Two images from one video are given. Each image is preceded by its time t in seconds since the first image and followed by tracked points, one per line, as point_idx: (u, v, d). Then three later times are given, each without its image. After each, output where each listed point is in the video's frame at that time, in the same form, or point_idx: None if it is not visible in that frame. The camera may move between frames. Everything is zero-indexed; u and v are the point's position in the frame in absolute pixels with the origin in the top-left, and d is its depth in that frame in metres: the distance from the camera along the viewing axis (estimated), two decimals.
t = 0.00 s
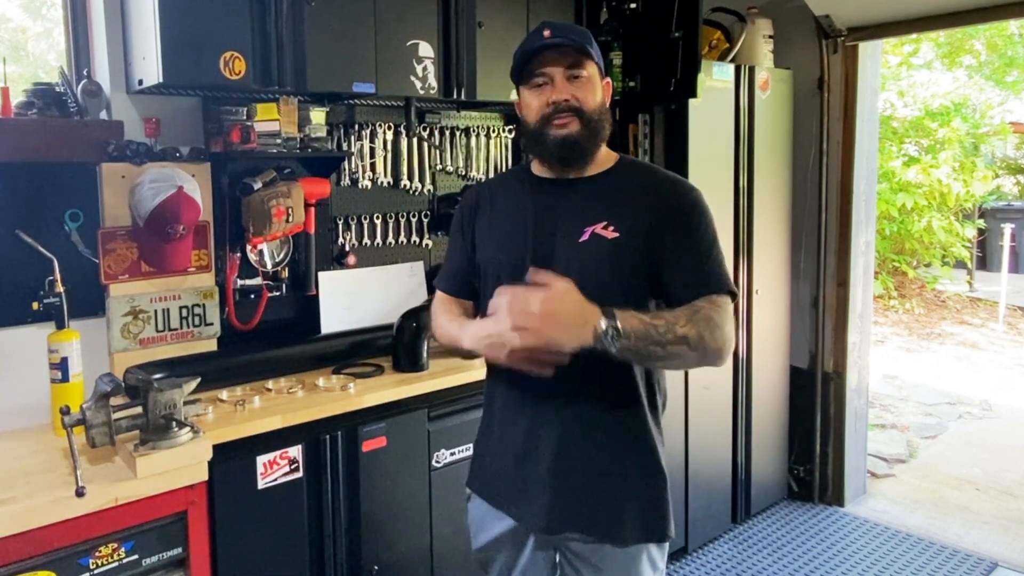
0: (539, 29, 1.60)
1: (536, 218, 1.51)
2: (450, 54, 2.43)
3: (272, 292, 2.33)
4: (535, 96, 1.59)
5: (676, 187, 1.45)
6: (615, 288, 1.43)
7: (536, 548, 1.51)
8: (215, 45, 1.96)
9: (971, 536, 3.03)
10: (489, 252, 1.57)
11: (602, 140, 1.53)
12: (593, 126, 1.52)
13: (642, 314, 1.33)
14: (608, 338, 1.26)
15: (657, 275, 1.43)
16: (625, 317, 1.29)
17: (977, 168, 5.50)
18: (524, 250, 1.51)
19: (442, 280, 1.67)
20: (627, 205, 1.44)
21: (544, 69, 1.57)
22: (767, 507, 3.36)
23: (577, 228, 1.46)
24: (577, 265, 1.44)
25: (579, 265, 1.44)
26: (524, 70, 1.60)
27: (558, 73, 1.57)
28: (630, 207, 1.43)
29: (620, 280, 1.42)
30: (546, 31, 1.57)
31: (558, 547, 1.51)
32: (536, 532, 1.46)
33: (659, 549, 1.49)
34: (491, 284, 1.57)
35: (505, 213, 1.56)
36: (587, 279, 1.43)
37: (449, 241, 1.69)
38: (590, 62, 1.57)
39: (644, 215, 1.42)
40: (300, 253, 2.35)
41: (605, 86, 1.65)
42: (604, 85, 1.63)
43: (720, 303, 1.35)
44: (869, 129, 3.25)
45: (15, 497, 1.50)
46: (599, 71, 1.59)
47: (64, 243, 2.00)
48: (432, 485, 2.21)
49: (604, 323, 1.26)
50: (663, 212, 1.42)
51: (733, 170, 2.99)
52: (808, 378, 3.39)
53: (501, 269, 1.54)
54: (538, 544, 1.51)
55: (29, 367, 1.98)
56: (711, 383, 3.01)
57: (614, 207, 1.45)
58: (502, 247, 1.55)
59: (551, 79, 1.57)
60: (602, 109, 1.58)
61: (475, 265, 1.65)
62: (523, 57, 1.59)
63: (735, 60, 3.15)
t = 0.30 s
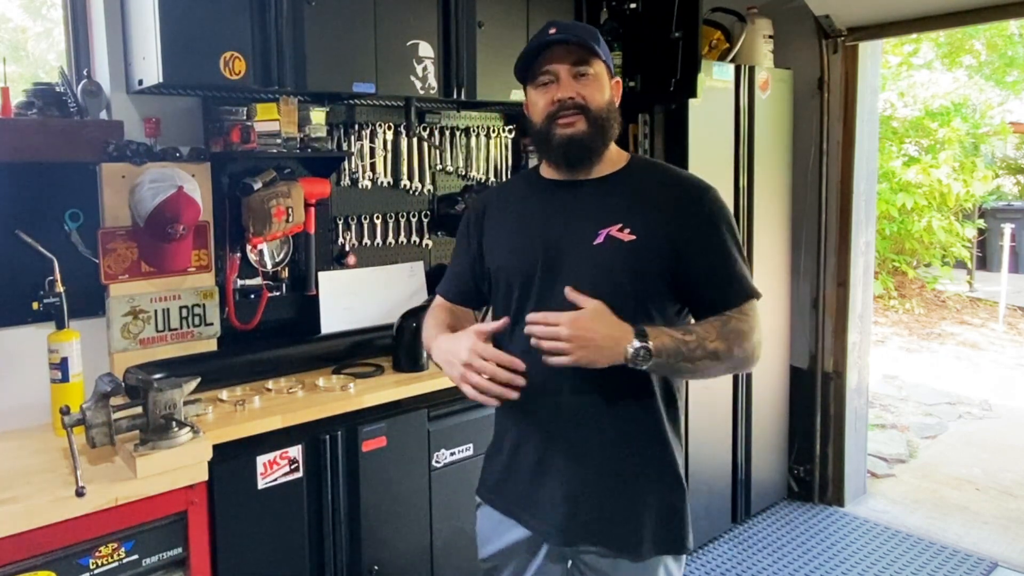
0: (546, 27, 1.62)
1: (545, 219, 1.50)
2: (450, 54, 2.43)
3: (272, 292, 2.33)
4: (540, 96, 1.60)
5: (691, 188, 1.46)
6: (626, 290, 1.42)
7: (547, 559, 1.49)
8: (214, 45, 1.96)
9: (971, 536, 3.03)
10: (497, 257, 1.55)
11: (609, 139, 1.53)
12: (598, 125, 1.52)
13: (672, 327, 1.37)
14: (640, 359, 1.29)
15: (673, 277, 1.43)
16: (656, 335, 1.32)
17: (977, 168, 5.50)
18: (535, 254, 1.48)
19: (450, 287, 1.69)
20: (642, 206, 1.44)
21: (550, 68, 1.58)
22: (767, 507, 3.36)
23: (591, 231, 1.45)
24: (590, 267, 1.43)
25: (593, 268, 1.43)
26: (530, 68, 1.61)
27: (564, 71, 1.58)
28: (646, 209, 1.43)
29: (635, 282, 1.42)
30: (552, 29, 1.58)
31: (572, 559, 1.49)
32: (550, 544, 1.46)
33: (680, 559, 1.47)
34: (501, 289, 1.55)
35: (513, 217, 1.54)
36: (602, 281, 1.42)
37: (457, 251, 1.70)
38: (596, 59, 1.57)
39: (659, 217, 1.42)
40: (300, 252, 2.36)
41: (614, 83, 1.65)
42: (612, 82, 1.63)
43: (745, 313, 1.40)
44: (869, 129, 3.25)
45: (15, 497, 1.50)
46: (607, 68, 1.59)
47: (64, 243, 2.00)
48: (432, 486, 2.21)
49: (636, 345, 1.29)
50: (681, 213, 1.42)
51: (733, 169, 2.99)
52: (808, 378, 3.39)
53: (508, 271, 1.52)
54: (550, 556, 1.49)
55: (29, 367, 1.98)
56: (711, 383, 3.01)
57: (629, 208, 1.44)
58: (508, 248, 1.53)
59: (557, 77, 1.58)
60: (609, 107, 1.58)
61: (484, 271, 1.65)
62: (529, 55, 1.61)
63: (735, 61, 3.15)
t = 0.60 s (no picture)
0: (573, 21, 1.60)
1: (554, 219, 1.49)
2: (450, 54, 2.43)
3: (272, 292, 2.33)
4: (559, 92, 1.59)
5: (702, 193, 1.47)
6: (637, 291, 1.40)
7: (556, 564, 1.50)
8: (214, 45, 1.96)
9: (971, 536, 3.03)
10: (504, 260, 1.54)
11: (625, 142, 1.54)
12: (617, 127, 1.52)
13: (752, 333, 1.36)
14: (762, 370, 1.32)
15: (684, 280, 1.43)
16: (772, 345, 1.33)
17: (977, 168, 5.50)
18: (543, 255, 1.47)
19: (459, 293, 1.68)
20: (655, 210, 1.44)
21: (573, 64, 1.57)
22: (767, 508, 3.36)
23: (603, 232, 1.45)
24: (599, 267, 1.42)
25: (607, 267, 1.42)
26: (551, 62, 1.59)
27: (588, 69, 1.57)
28: (661, 211, 1.44)
29: (645, 285, 1.41)
30: (580, 24, 1.56)
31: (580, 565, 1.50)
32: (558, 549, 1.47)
33: (690, 562, 1.48)
34: (507, 293, 1.53)
35: (523, 217, 1.54)
36: (615, 281, 1.41)
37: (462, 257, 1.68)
38: (620, 61, 1.57)
39: (674, 219, 1.43)
40: (301, 252, 2.35)
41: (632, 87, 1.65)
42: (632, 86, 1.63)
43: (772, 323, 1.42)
44: (869, 129, 3.25)
45: (15, 497, 1.50)
46: (629, 71, 1.59)
47: (64, 243, 2.00)
48: (432, 486, 2.21)
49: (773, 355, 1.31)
50: (697, 217, 1.43)
51: (733, 169, 2.99)
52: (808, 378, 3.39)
53: (513, 271, 1.50)
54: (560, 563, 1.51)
55: (28, 367, 1.98)
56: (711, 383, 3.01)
57: (641, 211, 1.45)
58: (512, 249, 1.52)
59: (580, 75, 1.57)
60: (627, 111, 1.58)
61: (489, 279, 1.63)
62: (554, 48, 1.58)
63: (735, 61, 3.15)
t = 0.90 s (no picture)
0: (592, 20, 1.59)
1: (554, 219, 1.50)
2: (450, 54, 2.43)
3: (272, 292, 2.33)
4: (571, 89, 1.58)
5: (703, 194, 1.46)
6: (639, 292, 1.42)
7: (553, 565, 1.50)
8: (214, 45, 1.96)
9: (971, 536, 3.03)
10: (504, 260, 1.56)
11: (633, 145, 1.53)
12: (626, 129, 1.52)
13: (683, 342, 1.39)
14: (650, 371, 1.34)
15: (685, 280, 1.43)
16: (665, 348, 1.36)
17: (977, 168, 5.50)
18: (544, 255, 1.49)
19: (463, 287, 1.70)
20: (654, 211, 1.44)
21: (587, 63, 1.57)
22: (767, 508, 3.36)
23: (603, 234, 1.45)
24: (598, 268, 1.43)
25: (604, 271, 1.43)
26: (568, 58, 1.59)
27: (602, 68, 1.56)
28: (660, 214, 1.44)
29: (645, 286, 1.41)
30: (598, 24, 1.56)
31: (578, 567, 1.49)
32: (556, 551, 1.46)
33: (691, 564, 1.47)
34: (509, 292, 1.55)
35: (523, 219, 1.54)
36: (612, 284, 1.42)
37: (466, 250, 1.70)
38: (635, 63, 1.56)
39: (673, 223, 1.43)
40: (300, 253, 2.36)
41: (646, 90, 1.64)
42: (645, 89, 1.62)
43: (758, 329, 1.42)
44: (869, 129, 3.25)
45: (15, 497, 1.50)
46: (643, 74, 1.58)
47: (64, 243, 2.00)
48: (432, 486, 2.21)
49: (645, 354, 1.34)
50: (696, 219, 1.43)
51: (733, 169, 2.99)
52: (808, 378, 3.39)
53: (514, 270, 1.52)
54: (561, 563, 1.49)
55: (28, 367, 1.98)
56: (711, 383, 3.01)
57: (641, 213, 1.45)
58: (514, 248, 1.53)
59: (593, 74, 1.56)
60: (638, 113, 1.57)
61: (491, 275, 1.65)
62: (569, 45, 1.58)
63: (735, 61, 3.15)
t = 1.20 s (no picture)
0: (594, 19, 1.58)
1: (548, 219, 1.50)
2: (450, 54, 2.43)
3: (273, 292, 2.33)
4: (571, 89, 1.58)
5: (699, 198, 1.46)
6: (631, 294, 1.42)
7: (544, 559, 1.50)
8: (214, 46, 1.96)
9: (971, 536, 3.03)
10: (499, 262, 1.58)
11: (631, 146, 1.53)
12: (624, 130, 1.52)
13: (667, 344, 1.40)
14: (630, 374, 1.34)
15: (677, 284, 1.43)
16: (647, 351, 1.36)
17: (977, 168, 5.50)
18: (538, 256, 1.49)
19: (462, 280, 1.72)
20: (648, 215, 1.44)
21: (588, 62, 1.56)
22: (767, 507, 3.36)
23: (595, 235, 1.45)
24: (590, 270, 1.44)
25: (596, 274, 1.43)
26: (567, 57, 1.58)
27: (603, 69, 1.56)
28: (653, 216, 1.44)
29: (638, 289, 1.42)
30: (600, 24, 1.55)
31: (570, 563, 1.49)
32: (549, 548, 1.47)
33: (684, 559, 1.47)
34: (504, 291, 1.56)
35: (517, 220, 1.55)
36: (604, 286, 1.43)
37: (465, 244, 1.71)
38: (636, 64, 1.56)
39: (665, 225, 1.43)
40: (301, 253, 2.36)
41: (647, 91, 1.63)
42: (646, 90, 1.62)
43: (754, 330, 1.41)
44: (869, 129, 3.25)
45: (15, 497, 1.50)
46: (644, 75, 1.58)
47: (63, 243, 2.00)
48: (431, 486, 2.20)
49: (625, 360, 1.34)
50: (690, 225, 1.42)
51: (733, 170, 2.99)
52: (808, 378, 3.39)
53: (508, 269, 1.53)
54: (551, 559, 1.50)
55: (28, 367, 1.97)
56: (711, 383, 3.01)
57: (634, 216, 1.44)
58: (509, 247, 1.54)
59: (594, 74, 1.56)
60: (637, 114, 1.57)
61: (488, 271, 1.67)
62: (571, 44, 1.57)
63: (735, 61, 3.15)
